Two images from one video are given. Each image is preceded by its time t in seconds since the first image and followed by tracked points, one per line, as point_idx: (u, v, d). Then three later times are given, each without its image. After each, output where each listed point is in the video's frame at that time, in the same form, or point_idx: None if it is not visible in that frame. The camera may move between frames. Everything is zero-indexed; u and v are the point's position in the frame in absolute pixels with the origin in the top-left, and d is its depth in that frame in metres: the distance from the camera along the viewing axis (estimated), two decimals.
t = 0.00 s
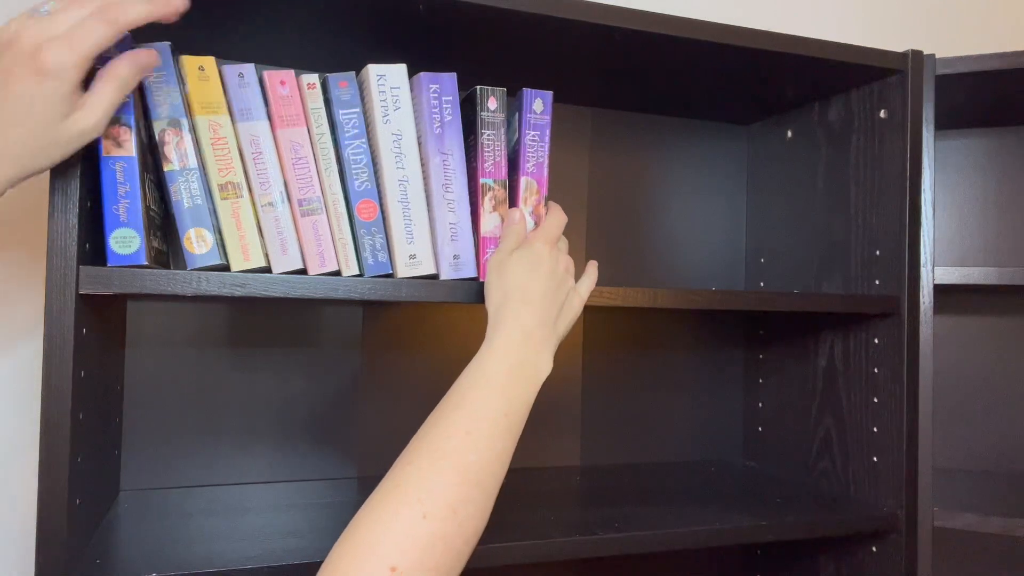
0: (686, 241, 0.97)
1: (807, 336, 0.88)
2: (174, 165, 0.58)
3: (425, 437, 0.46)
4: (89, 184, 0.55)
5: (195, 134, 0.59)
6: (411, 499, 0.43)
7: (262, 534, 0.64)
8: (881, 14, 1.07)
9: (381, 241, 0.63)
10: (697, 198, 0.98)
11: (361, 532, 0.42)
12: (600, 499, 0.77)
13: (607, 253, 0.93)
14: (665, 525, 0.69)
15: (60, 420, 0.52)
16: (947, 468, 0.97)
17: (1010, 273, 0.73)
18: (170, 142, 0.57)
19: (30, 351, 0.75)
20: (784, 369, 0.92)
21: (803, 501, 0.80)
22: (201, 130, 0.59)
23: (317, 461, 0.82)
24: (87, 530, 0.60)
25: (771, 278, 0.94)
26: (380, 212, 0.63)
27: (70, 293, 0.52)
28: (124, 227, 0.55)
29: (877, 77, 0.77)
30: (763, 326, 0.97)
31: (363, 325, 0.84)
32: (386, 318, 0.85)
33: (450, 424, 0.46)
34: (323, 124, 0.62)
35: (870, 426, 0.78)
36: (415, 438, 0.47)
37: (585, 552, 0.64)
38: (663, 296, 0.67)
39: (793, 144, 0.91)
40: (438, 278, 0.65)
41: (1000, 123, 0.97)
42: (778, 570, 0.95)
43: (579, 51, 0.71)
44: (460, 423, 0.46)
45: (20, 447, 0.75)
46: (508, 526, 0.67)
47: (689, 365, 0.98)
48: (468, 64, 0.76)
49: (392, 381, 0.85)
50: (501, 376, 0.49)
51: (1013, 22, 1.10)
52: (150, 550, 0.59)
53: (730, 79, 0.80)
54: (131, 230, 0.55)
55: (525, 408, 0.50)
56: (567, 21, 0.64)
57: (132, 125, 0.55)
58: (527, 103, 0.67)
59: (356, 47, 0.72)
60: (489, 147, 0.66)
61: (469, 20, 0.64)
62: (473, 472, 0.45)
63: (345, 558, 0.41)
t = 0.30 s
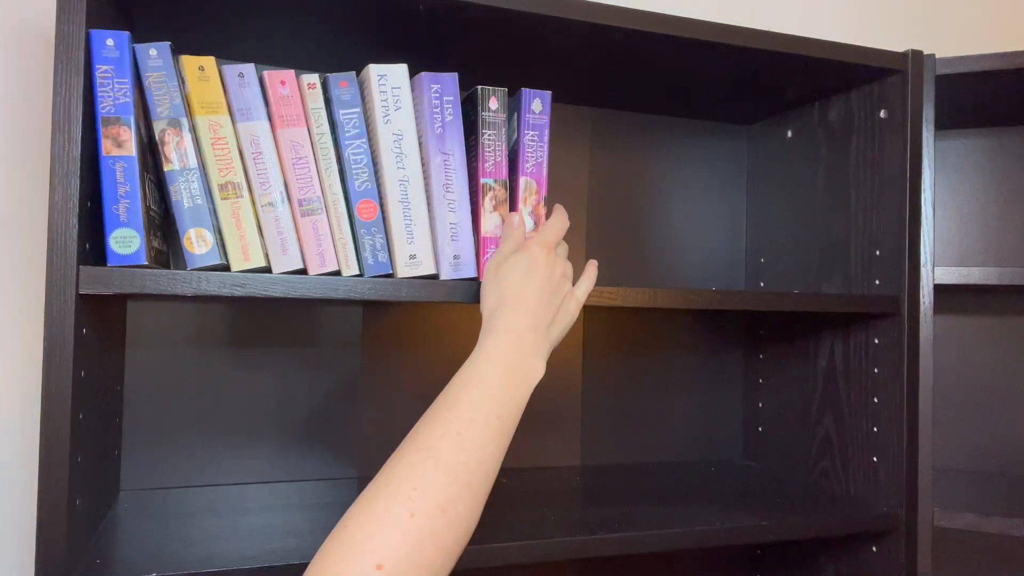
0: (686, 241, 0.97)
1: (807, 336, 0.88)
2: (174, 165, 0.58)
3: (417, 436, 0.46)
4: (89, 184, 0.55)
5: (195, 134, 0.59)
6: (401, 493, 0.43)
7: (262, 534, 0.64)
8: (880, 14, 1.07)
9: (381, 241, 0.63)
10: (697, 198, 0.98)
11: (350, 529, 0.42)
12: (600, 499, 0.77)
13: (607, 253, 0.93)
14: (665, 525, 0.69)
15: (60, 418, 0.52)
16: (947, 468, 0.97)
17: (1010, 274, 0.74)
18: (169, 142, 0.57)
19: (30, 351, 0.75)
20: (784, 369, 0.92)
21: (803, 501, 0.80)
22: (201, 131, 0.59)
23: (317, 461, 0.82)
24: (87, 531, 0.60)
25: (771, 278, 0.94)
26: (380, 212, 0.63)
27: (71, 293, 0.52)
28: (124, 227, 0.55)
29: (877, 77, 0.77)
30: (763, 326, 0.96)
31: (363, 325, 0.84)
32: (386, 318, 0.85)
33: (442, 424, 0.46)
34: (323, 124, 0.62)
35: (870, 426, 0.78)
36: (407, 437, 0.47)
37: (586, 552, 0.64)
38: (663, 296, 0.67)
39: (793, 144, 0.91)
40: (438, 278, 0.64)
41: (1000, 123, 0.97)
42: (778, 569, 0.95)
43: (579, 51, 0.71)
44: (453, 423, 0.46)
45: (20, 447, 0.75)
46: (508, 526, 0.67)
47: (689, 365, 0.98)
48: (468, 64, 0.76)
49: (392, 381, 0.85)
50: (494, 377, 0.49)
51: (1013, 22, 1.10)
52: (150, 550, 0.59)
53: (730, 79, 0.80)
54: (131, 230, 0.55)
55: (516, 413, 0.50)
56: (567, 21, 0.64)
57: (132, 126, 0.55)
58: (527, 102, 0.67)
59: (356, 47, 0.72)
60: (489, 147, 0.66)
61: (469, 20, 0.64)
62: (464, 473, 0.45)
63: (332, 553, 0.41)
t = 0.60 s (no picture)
0: (686, 241, 0.97)
1: (807, 336, 0.88)
2: (174, 165, 0.58)
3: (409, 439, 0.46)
4: (89, 184, 0.55)
5: (195, 135, 0.59)
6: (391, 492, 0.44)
7: (262, 534, 0.64)
8: (880, 15, 1.07)
9: (381, 241, 0.63)
10: (697, 198, 0.98)
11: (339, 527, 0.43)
12: (600, 499, 0.78)
13: (607, 253, 0.93)
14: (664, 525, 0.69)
15: (60, 417, 0.52)
16: (947, 468, 0.97)
17: (1009, 274, 0.74)
18: (169, 143, 0.57)
19: (30, 351, 0.75)
20: (784, 369, 0.92)
21: (803, 501, 0.80)
22: (201, 131, 0.59)
23: (316, 461, 0.82)
24: (86, 531, 0.60)
25: (771, 278, 0.94)
26: (380, 212, 0.63)
27: (71, 293, 0.52)
28: (124, 227, 0.55)
29: (876, 77, 0.77)
30: (763, 326, 0.96)
31: (363, 325, 0.84)
32: (386, 318, 0.85)
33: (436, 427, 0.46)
34: (323, 124, 0.62)
35: (870, 426, 0.78)
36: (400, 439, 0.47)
37: (585, 552, 0.64)
38: (663, 296, 0.67)
39: (793, 144, 0.91)
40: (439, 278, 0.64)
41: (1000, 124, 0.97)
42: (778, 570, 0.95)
43: (580, 51, 0.71)
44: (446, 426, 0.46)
45: (19, 447, 0.75)
46: (508, 526, 0.67)
47: (689, 365, 0.98)
48: (468, 64, 0.76)
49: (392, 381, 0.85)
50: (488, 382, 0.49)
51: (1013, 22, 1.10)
52: (150, 550, 0.59)
53: (730, 79, 0.80)
54: (131, 230, 0.55)
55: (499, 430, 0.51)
56: (568, 21, 0.64)
57: (132, 126, 0.55)
58: (529, 103, 0.67)
59: (357, 47, 0.72)
60: (490, 147, 0.66)
61: (469, 20, 0.64)
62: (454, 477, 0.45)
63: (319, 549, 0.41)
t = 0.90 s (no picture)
0: (687, 241, 0.97)
1: (808, 336, 0.88)
2: (175, 165, 0.57)
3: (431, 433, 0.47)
4: (90, 184, 0.55)
5: (196, 134, 0.59)
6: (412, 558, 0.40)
7: (263, 534, 0.63)
8: (880, 14, 1.07)
9: (382, 241, 0.63)
10: (698, 197, 0.98)
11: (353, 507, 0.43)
12: (601, 499, 0.77)
13: (608, 253, 0.93)
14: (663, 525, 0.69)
15: (60, 418, 0.51)
16: (947, 468, 0.97)
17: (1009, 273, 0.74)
18: (171, 142, 0.57)
19: (31, 351, 0.75)
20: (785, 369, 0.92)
21: (804, 501, 0.79)
22: (202, 130, 0.59)
23: (317, 461, 0.82)
24: (87, 531, 0.60)
25: (772, 278, 0.94)
26: (381, 212, 0.63)
27: (72, 293, 0.51)
28: (125, 227, 0.55)
29: (878, 77, 0.77)
30: (764, 326, 0.96)
31: (364, 325, 0.83)
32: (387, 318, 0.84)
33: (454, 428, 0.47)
34: (325, 124, 0.62)
35: (871, 426, 0.78)
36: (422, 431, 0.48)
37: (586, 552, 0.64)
38: (665, 296, 0.67)
39: (794, 144, 0.91)
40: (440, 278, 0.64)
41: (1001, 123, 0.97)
42: (779, 570, 0.94)
43: (581, 50, 0.71)
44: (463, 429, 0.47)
45: (20, 447, 0.74)
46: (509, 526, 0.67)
47: (690, 365, 0.98)
48: (469, 64, 0.76)
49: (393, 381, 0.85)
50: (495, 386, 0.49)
51: (1014, 22, 1.09)
52: (151, 550, 0.59)
53: (732, 78, 0.80)
54: (132, 230, 0.55)
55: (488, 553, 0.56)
56: (569, 21, 0.64)
57: (133, 125, 0.55)
58: (530, 103, 0.67)
59: (357, 47, 0.72)
60: (492, 147, 0.66)
61: (471, 19, 0.64)
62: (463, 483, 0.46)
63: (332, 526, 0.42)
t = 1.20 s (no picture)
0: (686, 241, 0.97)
1: (807, 336, 0.88)
2: (174, 165, 0.58)
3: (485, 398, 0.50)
4: (89, 184, 0.55)
5: (195, 134, 0.59)
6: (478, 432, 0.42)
7: (262, 534, 0.64)
8: (880, 14, 1.07)
9: (381, 241, 0.63)
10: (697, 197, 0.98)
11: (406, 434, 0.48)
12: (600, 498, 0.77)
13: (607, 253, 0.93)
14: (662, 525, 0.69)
15: (60, 417, 0.52)
16: (947, 468, 0.97)
17: (1008, 273, 0.74)
18: (170, 142, 0.57)
19: (31, 351, 0.75)
20: (784, 369, 0.92)
21: (803, 501, 0.80)
22: (201, 130, 0.59)
23: (316, 461, 0.82)
24: (86, 531, 0.60)
25: (771, 278, 0.94)
26: (380, 212, 0.63)
27: (71, 292, 0.52)
28: (124, 227, 0.55)
29: (876, 77, 0.77)
30: (763, 326, 0.96)
31: (363, 325, 0.84)
32: (386, 318, 0.84)
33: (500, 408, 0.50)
34: (323, 124, 0.62)
35: (870, 426, 0.78)
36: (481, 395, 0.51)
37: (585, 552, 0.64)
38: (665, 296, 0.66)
39: (793, 144, 0.91)
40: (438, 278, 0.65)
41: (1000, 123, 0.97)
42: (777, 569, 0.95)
43: (579, 50, 0.71)
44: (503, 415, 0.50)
45: (20, 447, 0.75)
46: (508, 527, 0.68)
47: (689, 365, 0.98)
48: (468, 64, 0.76)
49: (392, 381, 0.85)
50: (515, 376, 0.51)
51: (1014, 22, 1.09)
52: (149, 550, 0.59)
53: (730, 78, 0.80)
54: (131, 230, 0.55)
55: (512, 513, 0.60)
56: (567, 21, 0.64)
57: (133, 125, 0.55)
58: (528, 103, 0.67)
59: (356, 47, 0.72)
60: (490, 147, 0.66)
61: (469, 20, 0.64)
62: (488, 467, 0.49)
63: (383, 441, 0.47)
